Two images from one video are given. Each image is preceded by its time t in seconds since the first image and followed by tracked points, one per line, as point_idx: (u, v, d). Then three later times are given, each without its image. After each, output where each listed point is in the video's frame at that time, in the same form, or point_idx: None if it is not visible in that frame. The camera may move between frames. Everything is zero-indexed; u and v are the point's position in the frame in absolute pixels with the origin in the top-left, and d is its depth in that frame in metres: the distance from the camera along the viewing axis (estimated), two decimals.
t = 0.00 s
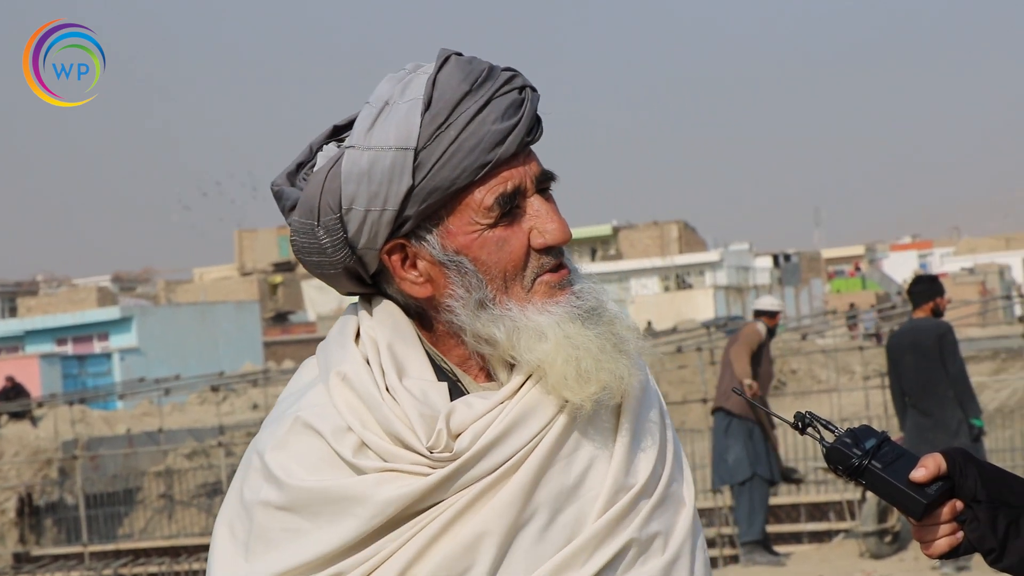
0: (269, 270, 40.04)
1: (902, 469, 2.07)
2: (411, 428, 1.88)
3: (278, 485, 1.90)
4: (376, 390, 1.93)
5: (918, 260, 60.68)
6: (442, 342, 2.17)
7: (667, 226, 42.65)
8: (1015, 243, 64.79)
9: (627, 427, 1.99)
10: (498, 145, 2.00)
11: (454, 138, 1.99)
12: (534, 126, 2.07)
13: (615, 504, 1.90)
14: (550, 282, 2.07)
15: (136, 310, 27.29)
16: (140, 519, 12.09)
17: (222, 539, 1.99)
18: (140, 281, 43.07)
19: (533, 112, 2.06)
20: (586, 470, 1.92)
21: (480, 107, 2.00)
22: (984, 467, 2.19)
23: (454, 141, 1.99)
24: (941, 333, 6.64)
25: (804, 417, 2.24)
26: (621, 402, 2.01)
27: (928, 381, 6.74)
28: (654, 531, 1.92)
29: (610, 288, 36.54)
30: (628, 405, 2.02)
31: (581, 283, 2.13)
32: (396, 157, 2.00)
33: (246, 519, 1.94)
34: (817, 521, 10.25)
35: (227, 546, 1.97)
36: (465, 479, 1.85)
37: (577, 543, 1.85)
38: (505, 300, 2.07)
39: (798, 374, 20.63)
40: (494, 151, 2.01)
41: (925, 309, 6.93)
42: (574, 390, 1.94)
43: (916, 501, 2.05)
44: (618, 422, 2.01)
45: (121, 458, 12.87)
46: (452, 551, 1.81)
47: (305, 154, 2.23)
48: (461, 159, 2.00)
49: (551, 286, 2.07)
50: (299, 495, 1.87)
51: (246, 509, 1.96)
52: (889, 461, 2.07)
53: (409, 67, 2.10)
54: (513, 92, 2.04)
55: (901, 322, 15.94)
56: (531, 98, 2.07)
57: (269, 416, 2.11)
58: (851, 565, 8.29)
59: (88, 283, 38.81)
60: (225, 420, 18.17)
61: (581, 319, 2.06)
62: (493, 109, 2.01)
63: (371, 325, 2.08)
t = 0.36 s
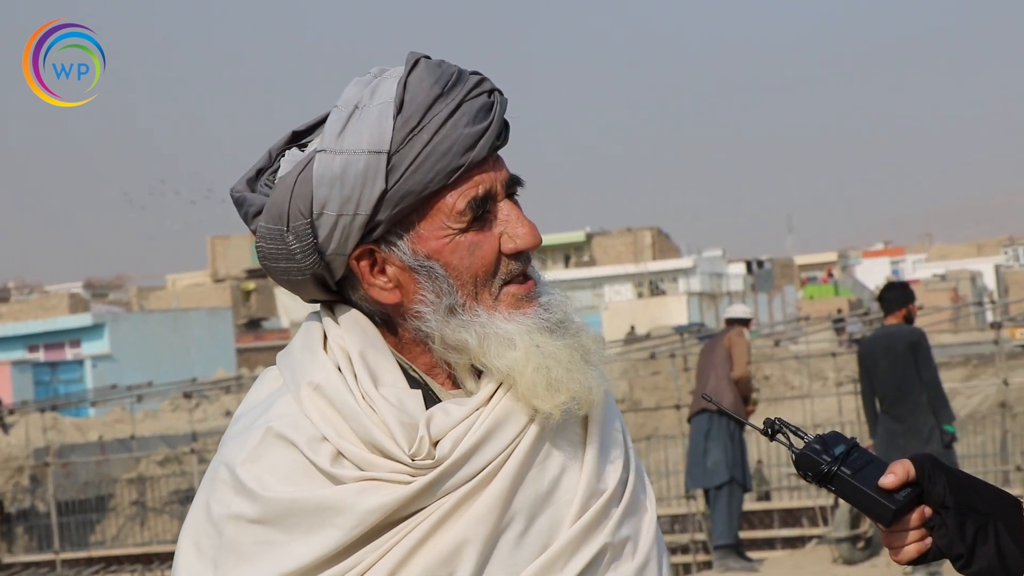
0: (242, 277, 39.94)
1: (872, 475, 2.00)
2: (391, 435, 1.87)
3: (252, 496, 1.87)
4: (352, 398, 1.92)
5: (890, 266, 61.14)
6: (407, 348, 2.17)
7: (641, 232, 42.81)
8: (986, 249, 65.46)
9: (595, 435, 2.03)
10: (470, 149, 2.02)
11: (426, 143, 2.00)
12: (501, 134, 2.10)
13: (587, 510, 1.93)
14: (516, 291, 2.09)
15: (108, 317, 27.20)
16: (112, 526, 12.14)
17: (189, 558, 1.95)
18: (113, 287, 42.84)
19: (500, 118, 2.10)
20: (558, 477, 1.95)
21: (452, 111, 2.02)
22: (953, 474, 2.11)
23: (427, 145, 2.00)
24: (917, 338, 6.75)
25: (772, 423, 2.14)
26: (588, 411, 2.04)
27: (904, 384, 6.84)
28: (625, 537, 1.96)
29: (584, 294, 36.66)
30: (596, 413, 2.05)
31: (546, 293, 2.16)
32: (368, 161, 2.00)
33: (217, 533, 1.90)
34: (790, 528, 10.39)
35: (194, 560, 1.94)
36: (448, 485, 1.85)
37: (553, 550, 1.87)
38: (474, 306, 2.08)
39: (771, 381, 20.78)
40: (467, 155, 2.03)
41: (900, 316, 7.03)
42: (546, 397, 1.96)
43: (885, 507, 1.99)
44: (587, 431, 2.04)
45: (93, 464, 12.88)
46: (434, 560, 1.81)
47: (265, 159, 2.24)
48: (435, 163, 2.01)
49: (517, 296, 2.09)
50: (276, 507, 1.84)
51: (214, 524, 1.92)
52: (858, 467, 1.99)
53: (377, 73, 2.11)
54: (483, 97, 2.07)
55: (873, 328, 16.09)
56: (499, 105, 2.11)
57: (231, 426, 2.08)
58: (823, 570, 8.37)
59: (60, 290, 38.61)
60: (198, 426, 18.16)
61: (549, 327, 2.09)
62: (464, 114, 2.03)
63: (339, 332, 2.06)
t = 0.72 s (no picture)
0: (224, 279, 39.73)
1: (842, 479, 2.01)
2: (370, 440, 1.90)
3: (229, 502, 1.88)
4: (332, 402, 1.94)
5: (870, 269, 61.46)
6: (386, 352, 2.21)
7: (622, 235, 42.83)
8: (965, 252, 65.85)
9: (574, 440, 2.07)
10: (454, 151, 2.06)
11: (411, 144, 2.03)
12: (487, 136, 2.14)
13: (566, 516, 1.96)
14: (498, 296, 2.14)
15: (89, 320, 27.08)
16: (93, 529, 12.13)
17: (163, 559, 1.95)
18: (93, 290, 42.60)
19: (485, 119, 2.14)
20: (536, 482, 1.98)
21: (437, 112, 2.06)
22: (925, 478, 2.14)
23: (412, 146, 2.03)
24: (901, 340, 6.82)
25: (745, 426, 2.17)
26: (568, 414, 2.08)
27: (886, 386, 6.90)
28: (605, 542, 2.00)
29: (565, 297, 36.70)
30: (575, 418, 2.09)
31: (527, 297, 2.20)
32: (353, 161, 2.02)
33: (192, 538, 1.91)
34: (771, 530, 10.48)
35: (167, 563, 1.95)
36: (426, 491, 1.87)
37: (532, 554, 1.90)
38: (456, 310, 2.12)
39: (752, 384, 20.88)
40: (452, 157, 2.06)
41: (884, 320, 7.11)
42: (528, 402, 1.99)
43: (857, 510, 2.00)
44: (566, 437, 2.08)
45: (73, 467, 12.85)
46: (414, 564, 1.83)
47: (243, 159, 2.27)
48: (420, 165, 2.04)
49: (499, 300, 2.14)
50: (254, 512, 1.86)
51: (189, 528, 1.94)
52: (829, 471, 2.01)
53: (360, 73, 2.14)
54: (468, 97, 2.11)
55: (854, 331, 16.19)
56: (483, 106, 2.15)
57: (205, 432, 2.09)
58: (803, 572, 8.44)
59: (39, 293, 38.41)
60: (179, 429, 18.12)
61: (530, 332, 2.13)
62: (449, 115, 2.07)
63: (319, 334, 2.09)
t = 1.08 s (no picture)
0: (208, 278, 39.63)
1: (825, 476, 1.99)
2: (357, 440, 1.92)
3: (215, 504, 1.91)
4: (319, 403, 1.96)
5: (855, 268, 61.62)
6: (372, 352, 2.25)
7: (606, 234, 42.86)
8: (949, 251, 66.14)
9: (560, 440, 2.11)
10: (441, 156, 2.09)
11: (399, 147, 2.06)
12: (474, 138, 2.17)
13: (553, 514, 2.01)
14: (485, 297, 2.17)
15: (72, 319, 27.00)
16: (77, 529, 12.16)
17: (147, 560, 1.99)
18: (77, 288, 42.43)
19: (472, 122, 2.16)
20: (524, 481, 2.02)
21: (424, 113, 2.08)
22: (909, 477, 2.12)
23: (399, 149, 2.06)
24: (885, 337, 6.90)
25: (728, 424, 2.17)
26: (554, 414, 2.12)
27: (869, 384, 6.97)
28: (591, 542, 2.04)
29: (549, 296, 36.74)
30: (562, 417, 2.13)
31: (512, 298, 2.24)
32: (341, 164, 2.04)
33: (179, 540, 1.94)
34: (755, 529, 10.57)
35: (153, 564, 1.98)
36: (414, 493, 1.90)
37: (520, 555, 1.94)
38: (443, 312, 2.16)
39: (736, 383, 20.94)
40: (439, 159, 2.09)
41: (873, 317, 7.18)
42: (515, 402, 2.03)
43: (839, 507, 1.98)
44: (552, 437, 2.12)
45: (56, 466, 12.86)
46: (404, 565, 1.86)
47: (227, 159, 2.30)
48: (407, 167, 2.07)
49: (485, 301, 2.17)
50: (240, 514, 1.89)
51: (175, 530, 1.96)
52: (811, 467, 1.98)
53: (348, 75, 2.16)
54: (454, 98, 2.14)
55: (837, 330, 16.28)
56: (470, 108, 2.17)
57: (189, 432, 2.12)
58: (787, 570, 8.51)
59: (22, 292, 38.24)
60: (163, 429, 18.11)
61: (517, 334, 2.17)
62: (437, 118, 2.10)
63: (305, 334, 2.13)
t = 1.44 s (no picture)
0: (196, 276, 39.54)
1: (809, 473, 2.00)
2: (345, 438, 1.86)
3: (205, 508, 1.83)
4: (305, 402, 1.89)
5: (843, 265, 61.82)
6: (352, 347, 2.16)
7: (595, 232, 42.89)
8: (937, 248, 66.41)
9: (546, 428, 2.06)
10: (406, 136, 2.00)
11: (363, 132, 1.97)
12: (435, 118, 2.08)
13: (543, 505, 1.95)
14: (461, 282, 2.09)
15: (60, 317, 26.92)
16: (65, 527, 12.13)
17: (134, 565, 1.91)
18: (65, 286, 42.28)
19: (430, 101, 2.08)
20: (511, 473, 1.96)
21: (384, 101, 1.99)
22: (891, 475, 2.14)
23: (363, 134, 1.97)
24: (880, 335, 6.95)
25: (711, 423, 2.18)
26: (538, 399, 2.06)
27: (861, 380, 7.02)
28: (582, 533, 1.99)
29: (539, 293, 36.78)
30: (546, 401, 2.07)
31: (491, 282, 2.16)
32: (304, 158, 1.96)
33: (167, 546, 1.86)
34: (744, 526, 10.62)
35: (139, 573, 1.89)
36: (404, 488, 1.84)
37: (510, 550, 1.88)
38: (420, 299, 2.07)
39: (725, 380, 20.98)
40: (402, 145, 2.01)
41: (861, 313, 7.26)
42: (499, 387, 1.97)
43: (822, 504, 1.99)
44: (538, 425, 2.06)
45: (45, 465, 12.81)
46: (395, 563, 1.79)
47: (189, 167, 2.19)
48: (374, 152, 1.98)
49: (462, 287, 2.09)
50: (230, 516, 1.81)
51: (161, 536, 1.89)
52: (795, 465, 2.00)
53: (305, 69, 2.07)
54: (413, 83, 2.05)
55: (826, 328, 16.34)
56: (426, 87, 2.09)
57: (171, 437, 2.03)
58: (777, 568, 8.52)
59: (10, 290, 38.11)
60: (152, 427, 18.07)
61: (496, 316, 2.09)
62: (396, 101, 2.01)
63: (284, 335, 2.04)
